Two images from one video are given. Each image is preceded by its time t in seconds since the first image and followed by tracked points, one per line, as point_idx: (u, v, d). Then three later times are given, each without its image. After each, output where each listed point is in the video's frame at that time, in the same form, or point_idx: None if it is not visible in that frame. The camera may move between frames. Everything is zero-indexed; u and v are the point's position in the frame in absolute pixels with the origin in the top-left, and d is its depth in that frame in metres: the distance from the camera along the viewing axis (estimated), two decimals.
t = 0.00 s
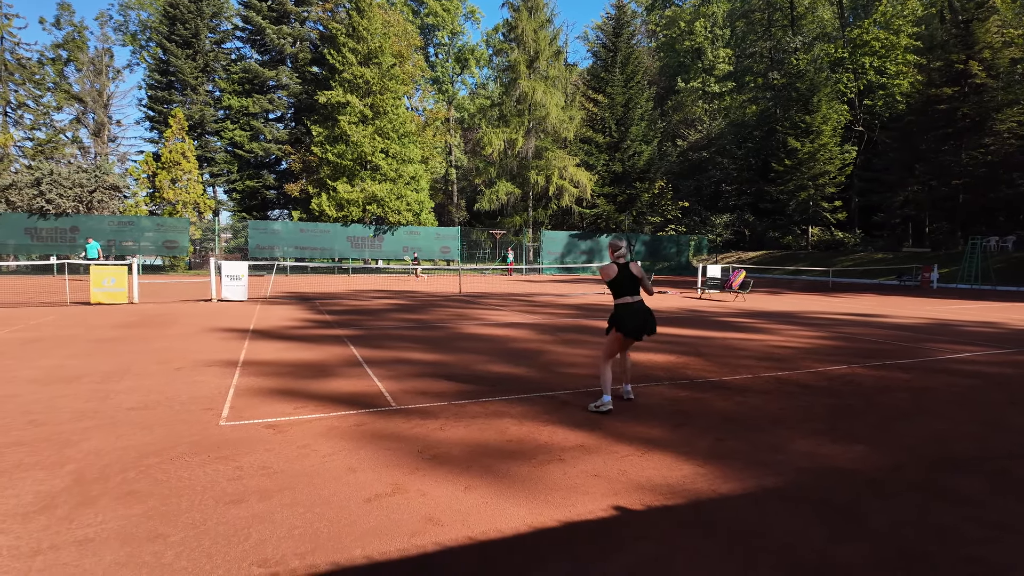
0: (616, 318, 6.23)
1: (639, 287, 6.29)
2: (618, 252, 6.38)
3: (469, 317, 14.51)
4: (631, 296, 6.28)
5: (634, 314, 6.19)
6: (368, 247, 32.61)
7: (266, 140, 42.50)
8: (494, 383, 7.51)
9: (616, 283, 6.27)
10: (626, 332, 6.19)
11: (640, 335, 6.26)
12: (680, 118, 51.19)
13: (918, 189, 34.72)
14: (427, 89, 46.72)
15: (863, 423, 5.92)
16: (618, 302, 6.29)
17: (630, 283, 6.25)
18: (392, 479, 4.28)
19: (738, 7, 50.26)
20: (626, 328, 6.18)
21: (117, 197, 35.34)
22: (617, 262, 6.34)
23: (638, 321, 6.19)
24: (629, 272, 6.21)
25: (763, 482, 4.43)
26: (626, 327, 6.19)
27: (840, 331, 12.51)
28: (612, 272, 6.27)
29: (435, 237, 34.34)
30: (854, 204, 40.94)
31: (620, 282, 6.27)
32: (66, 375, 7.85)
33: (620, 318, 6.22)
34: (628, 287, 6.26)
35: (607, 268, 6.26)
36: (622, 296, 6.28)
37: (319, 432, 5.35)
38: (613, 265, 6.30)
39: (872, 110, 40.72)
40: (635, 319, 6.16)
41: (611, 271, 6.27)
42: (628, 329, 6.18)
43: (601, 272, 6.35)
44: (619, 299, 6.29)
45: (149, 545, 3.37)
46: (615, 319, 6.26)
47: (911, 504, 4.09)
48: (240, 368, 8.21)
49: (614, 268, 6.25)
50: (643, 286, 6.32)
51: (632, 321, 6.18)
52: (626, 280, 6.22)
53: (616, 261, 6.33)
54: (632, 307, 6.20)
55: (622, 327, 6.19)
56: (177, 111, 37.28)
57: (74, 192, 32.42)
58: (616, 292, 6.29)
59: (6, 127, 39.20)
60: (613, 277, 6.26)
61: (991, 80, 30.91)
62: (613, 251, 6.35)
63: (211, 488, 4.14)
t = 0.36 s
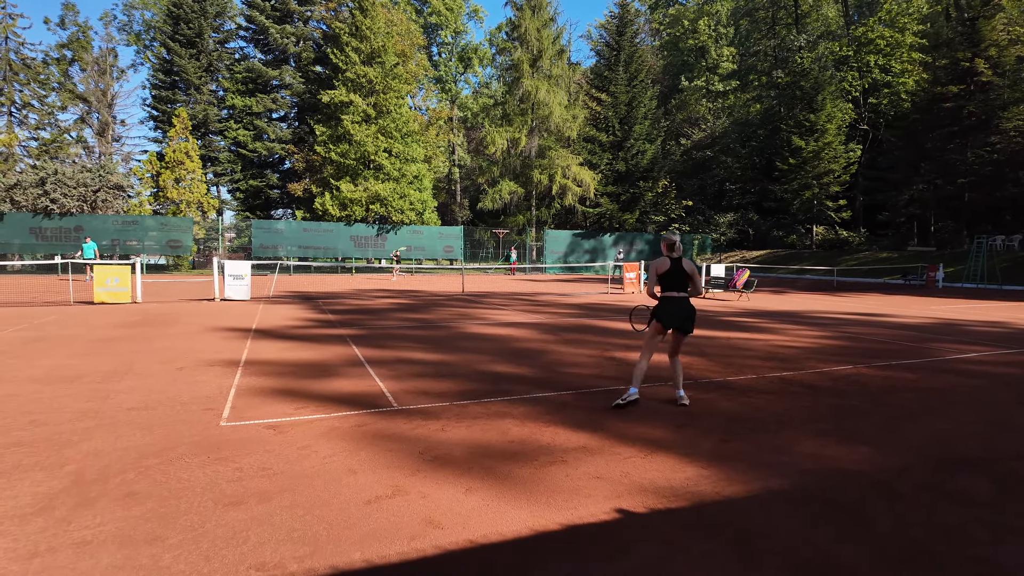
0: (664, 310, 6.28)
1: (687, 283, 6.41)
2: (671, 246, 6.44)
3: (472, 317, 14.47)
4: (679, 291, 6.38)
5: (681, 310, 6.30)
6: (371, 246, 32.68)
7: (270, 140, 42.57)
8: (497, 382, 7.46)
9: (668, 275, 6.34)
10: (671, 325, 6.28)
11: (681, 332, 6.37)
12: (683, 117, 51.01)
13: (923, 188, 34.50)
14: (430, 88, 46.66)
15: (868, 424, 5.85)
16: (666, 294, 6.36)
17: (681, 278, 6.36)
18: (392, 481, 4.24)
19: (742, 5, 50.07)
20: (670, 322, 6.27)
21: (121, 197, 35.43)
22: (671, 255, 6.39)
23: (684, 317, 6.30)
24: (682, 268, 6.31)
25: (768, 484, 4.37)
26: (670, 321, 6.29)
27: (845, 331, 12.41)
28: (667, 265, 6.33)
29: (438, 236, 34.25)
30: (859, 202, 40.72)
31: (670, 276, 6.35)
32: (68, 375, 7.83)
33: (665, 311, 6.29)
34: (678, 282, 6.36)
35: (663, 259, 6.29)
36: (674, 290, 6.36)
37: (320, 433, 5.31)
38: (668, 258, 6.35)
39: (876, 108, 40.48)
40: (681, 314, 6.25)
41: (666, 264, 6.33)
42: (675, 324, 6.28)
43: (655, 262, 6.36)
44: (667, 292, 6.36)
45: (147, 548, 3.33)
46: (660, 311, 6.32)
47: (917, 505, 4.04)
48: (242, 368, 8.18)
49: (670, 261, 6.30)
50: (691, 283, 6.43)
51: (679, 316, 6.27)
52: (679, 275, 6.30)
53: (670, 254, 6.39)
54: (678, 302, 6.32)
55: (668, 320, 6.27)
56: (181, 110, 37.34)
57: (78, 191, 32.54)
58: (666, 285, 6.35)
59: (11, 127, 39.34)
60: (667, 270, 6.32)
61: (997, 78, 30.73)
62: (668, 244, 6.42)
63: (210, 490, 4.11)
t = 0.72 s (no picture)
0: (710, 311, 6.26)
1: (735, 283, 6.30)
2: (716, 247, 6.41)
3: (472, 317, 14.41)
4: (726, 291, 6.29)
5: (727, 309, 6.23)
6: (372, 245, 32.61)
7: (271, 139, 42.53)
8: (496, 383, 7.39)
9: (713, 276, 6.26)
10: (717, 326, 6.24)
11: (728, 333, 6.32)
12: (685, 116, 50.85)
13: (925, 187, 34.40)
14: (431, 87, 46.57)
15: (872, 426, 5.77)
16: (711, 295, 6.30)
17: (728, 278, 6.26)
18: (388, 484, 4.17)
19: (744, 4, 49.90)
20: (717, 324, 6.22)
21: (122, 196, 35.41)
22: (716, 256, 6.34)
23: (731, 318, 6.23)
24: (728, 268, 6.22)
25: (770, 487, 4.30)
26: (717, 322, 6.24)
27: (847, 330, 12.35)
28: (713, 265, 6.26)
29: (439, 235, 34.19)
30: (861, 201, 40.58)
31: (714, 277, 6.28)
32: (64, 375, 7.77)
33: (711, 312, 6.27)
34: (725, 282, 6.27)
35: (708, 260, 6.23)
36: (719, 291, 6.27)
37: (316, 435, 5.25)
38: (714, 258, 6.28)
39: (878, 107, 40.35)
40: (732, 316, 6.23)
41: (711, 265, 6.26)
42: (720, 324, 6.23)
43: (698, 264, 6.34)
44: (712, 293, 6.29)
45: (137, 554, 3.27)
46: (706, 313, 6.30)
47: (921, 509, 3.96)
48: (240, 368, 8.12)
49: (716, 261, 6.24)
50: (738, 283, 6.35)
51: (724, 316, 6.22)
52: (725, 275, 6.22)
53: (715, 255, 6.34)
54: (724, 303, 6.24)
55: (713, 321, 6.23)
56: (182, 109, 37.32)
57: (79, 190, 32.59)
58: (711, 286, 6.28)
59: (12, 126, 39.31)
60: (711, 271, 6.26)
61: (999, 76, 30.63)
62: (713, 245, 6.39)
63: (202, 493, 4.05)
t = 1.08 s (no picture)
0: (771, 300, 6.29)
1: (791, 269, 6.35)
2: (767, 236, 6.46)
3: (469, 317, 14.34)
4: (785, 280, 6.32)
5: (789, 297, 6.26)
6: (369, 245, 32.50)
7: (269, 138, 42.40)
8: (493, 383, 7.33)
9: (774, 265, 6.28)
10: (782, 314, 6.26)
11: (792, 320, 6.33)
12: (683, 116, 50.78)
13: (924, 186, 34.40)
14: (429, 87, 46.48)
15: (871, 426, 5.71)
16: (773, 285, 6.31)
17: (785, 265, 6.31)
18: (379, 487, 4.11)
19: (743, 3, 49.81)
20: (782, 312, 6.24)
21: (119, 196, 35.32)
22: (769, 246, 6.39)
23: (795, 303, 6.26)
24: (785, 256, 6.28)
25: (768, 490, 4.23)
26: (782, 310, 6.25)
27: (846, 330, 12.30)
28: (772, 255, 6.28)
29: (437, 235, 34.10)
30: (859, 200, 40.52)
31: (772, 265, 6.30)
32: (56, 376, 7.69)
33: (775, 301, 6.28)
34: (782, 269, 6.31)
35: (766, 250, 6.26)
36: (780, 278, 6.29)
37: (307, 437, 5.18)
38: (770, 247, 6.32)
39: (877, 106, 40.28)
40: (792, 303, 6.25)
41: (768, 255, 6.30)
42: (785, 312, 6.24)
43: (756, 254, 6.35)
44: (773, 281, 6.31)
45: (120, 560, 3.21)
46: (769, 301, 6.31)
47: (921, 511, 3.91)
48: (233, 369, 8.04)
49: (773, 251, 6.27)
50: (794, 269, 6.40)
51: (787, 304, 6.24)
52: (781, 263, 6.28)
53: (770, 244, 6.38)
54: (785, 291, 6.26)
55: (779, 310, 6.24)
56: (179, 108, 37.25)
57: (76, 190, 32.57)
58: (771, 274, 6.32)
59: (9, 125, 39.21)
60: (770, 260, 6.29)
61: (997, 76, 30.60)
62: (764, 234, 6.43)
63: (190, 497, 3.98)
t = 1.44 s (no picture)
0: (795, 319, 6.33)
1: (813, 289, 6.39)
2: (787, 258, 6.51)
3: (457, 317, 14.29)
4: (807, 299, 6.37)
5: (813, 315, 6.27)
6: (359, 245, 32.32)
7: (257, 137, 42.06)
8: (479, 384, 7.29)
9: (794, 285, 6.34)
10: (806, 332, 6.29)
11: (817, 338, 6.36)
12: (674, 116, 51.01)
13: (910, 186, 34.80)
14: (419, 86, 46.32)
15: (854, 427, 5.72)
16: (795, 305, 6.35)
17: (807, 285, 6.36)
18: (357, 491, 4.05)
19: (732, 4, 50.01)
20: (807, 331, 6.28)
21: (105, 195, 34.90)
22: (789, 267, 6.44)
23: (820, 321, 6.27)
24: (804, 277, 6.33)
25: (749, 490, 4.23)
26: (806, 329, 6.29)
27: (833, 330, 12.36)
28: (791, 276, 6.33)
29: (427, 235, 33.96)
30: (847, 201, 40.84)
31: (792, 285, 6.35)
32: (33, 378, 7.56)
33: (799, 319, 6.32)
34: (802, 289, 6.36)
35: (786, 271, 6.32)
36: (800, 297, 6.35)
37: (287, 439, 5.11)
38: (790, 268, 6.36)
39: (865, 107, 40.60)
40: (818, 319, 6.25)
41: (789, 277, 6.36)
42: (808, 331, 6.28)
43: (777, 277, 6.42)
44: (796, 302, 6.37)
45: (85, 567, 3.13)
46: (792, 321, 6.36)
47: (902, 512, 3.91)
48: (215, 370, 7.94)
49: (792, 272, 6.32)
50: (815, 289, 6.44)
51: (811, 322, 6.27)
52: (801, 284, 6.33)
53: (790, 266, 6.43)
54: (809, 309, 6.30)
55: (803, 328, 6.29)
56: (166, 107, 36.93)
57: (61, 190, 32.22)
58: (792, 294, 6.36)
59: None
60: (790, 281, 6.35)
61: (983, 77, 30.93)
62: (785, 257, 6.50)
63: (162, 501, 3.90)
